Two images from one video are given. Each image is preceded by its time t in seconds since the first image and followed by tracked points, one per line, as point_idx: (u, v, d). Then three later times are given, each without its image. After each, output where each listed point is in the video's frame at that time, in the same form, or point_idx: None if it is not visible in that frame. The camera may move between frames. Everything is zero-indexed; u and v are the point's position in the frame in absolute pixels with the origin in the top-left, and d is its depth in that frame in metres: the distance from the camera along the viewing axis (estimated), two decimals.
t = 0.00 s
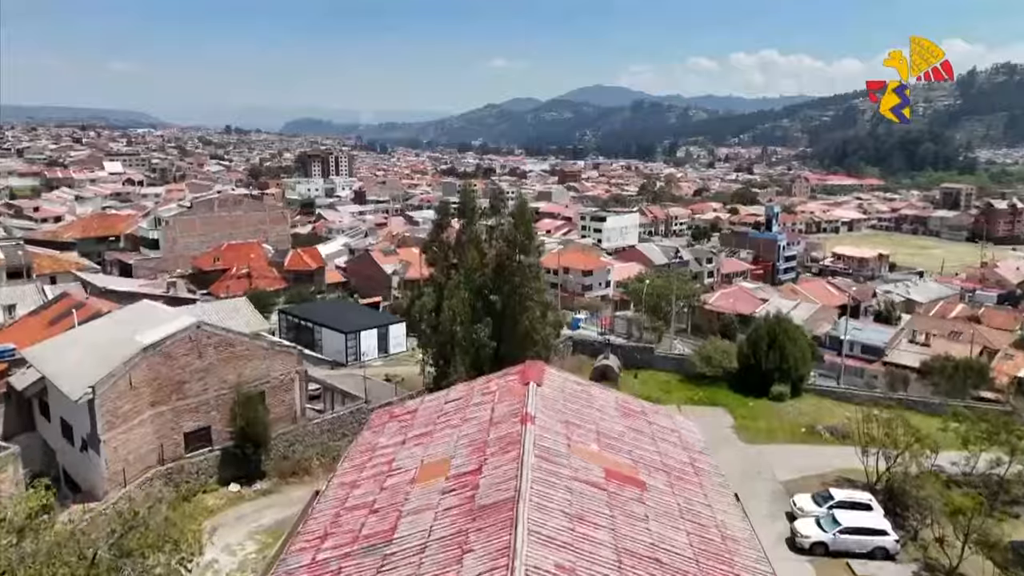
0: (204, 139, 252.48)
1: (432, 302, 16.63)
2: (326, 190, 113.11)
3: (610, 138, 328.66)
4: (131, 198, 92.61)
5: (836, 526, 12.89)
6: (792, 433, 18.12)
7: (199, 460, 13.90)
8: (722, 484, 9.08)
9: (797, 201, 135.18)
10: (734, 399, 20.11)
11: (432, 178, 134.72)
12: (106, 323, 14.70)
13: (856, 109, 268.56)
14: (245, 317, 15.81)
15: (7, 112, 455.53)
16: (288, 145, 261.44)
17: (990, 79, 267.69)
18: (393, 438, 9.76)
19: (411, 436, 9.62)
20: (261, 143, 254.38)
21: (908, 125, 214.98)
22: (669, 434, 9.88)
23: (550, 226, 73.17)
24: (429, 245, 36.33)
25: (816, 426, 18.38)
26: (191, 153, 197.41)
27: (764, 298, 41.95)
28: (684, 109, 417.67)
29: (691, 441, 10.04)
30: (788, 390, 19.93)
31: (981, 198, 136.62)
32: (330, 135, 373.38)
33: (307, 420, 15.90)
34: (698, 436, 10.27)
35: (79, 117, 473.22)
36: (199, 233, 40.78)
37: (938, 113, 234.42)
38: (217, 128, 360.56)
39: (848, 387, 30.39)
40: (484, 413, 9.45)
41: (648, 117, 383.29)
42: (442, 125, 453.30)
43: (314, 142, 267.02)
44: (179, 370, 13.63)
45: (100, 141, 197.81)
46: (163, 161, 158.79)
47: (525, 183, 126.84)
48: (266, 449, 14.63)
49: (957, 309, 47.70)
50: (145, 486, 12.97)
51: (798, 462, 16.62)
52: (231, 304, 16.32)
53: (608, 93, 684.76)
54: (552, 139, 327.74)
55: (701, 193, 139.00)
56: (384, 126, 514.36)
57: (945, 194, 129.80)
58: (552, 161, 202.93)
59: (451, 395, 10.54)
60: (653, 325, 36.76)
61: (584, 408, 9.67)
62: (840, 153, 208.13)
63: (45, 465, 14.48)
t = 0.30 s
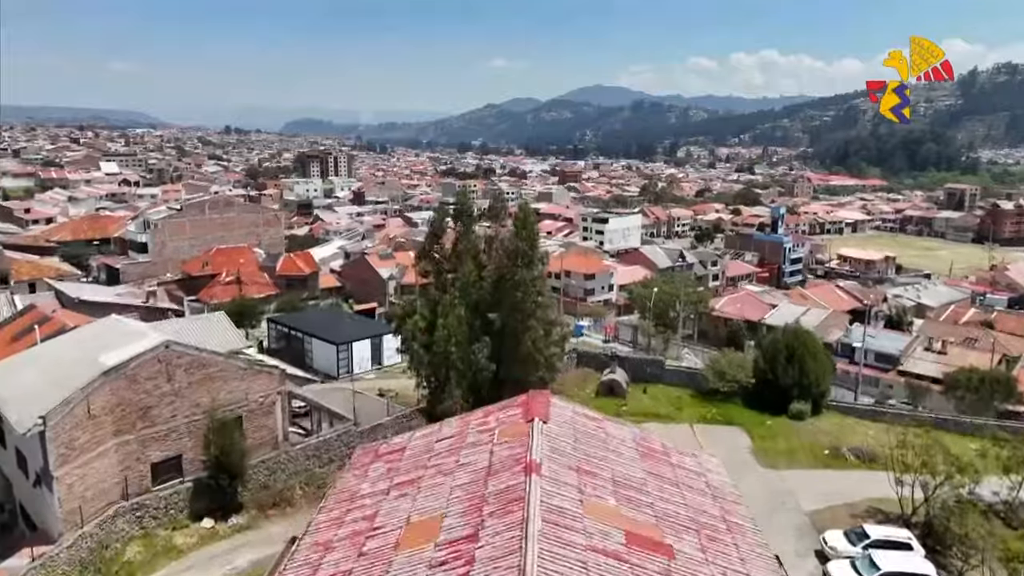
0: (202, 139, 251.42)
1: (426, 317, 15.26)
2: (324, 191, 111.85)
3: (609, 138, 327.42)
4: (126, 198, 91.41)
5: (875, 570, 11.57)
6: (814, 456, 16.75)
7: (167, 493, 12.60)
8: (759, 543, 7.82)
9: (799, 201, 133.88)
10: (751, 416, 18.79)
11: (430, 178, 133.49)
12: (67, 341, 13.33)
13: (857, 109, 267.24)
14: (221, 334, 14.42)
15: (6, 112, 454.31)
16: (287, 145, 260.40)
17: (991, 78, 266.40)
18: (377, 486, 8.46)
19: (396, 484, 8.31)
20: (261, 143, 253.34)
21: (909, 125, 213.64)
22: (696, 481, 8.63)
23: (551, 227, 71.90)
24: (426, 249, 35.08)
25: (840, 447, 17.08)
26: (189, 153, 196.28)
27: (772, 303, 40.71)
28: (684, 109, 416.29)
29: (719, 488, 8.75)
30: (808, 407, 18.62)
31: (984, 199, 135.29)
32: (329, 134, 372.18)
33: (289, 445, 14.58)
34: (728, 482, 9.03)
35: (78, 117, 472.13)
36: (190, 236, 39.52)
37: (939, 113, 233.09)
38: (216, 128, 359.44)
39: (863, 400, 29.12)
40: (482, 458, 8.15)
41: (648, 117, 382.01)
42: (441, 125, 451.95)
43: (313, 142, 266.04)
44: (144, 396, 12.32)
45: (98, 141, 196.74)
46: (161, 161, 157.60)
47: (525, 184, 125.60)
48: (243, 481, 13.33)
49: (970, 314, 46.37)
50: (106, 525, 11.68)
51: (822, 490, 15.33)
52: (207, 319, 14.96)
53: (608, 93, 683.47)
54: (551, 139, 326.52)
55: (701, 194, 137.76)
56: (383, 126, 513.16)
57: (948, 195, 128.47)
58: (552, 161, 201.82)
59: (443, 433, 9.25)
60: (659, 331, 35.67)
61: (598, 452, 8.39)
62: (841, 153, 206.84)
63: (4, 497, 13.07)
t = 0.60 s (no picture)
0: (201, 138, 250.56)
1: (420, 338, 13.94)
2: (322, 191, 110.58)
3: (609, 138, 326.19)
4: (121, 198, 90.23)
5: None
6: (841, 483, 15.49)
7: (129, 534, 11.34)
8: None
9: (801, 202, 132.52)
10: (768, 437, 17.51)
11: (429, 178, 132.26)
12: (22, 360, 11.99)
13: (858, 108, 265.94)
14: (196, 352, 13.09)
15: (5, 112, 453.14)
16: (286, 145, 259.40)
17: (992, 78, 264.92)
18: (354, 549, 7.19)
19: (375, 550, 7.01)
20: (260, 143, 252.35)
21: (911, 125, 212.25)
22: (730, 542, 7.35)
23: (552, 228, 70.62)
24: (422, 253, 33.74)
25: (867, 472, 15.82)
26: (187, 153, 195.14)
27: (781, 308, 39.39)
28: (684, 109, 414.98)
29: (758, 550, 7.44)
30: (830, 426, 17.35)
31: (988, 199, 133.84)
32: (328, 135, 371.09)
33: (269, 475, 13.28)
34: (767, 540, 7.73)
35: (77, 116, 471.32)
36: (179, 238, 38.23)
37: (941, 112, 231.67)
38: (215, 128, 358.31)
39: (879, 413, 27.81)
40: (479, 518, 6.87)
41: (648, 117, 380.70)
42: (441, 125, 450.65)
43: (312, 142, 265.15)
44: (103, 426, 11.04)
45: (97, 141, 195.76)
46: (158, 161, 156.43)
47: (524, 184, 124.35)
48: (216, 517, 12.05)
49: (984, 318, 45.04)
50: (58, 572, 10.45)
51: (851, 521, 14.05)
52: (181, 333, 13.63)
53: (608, 93, 682.00)
54: (551, 139, 325.32)
55: (702, 194, 136.42)
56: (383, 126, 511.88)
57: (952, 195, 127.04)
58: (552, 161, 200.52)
59: (434, 483, 7.97)
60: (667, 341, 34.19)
61: (617, 510, 7.09)
62: (842, 153, 205.52)
63: None
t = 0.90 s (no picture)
0: (200, 138, 249.26)
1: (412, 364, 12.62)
2: (320, 192, 109.34)
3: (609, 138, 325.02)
4: (116, 199, 88.96)
5: None
6: (871, 514, 14.21)
7: None
8: None
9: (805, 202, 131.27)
10: (788, 460, 16.26)
11: (428, 179, 131.04)
12: None
13: (859, 108, 264.48)
14: (161, 374, 11.80)
15: (5, 113, 452.52)
16: (285, 145, 258.13)
17: (994, 77, 263.75)
18: None
19: None
20: (260, 143, 251.29)
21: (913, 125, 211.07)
22: None
23: (553, 230, 69.35)
24: (419, 256, 32.48)
25: (899, 502, 14.53)
26: (186, 153, 193.90)
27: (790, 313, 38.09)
28: (684, 109, 413.71)
29: None
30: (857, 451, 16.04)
31: (993, 199, 132.61)
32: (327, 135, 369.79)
33: (243, 512, 12.04)
34: None
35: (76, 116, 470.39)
36: (168, 242, 37.02)
37: (942, 112, 230.52)
38: (214, 128, 357.29)
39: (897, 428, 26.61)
40: None
41: (648, 117, 379.68)
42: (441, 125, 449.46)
43: (312, 142, 264.20)
44: (52, 465, 9.75)
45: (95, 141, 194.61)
46: (155, 162, 155.26)
47: (525, 184, 123.12)
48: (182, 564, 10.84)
49: (998, 323, 43.65)
50: None
51: (888, 560, 12.74)
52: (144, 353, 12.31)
53: (608, 93, 680.98)
54: (551, 139, 324.08)
55: (704, 194, 135.22)
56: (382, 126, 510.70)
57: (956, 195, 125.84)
58: (553, 161, 199.66)
59: (421, 550, 6.69)
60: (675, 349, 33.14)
61: None
62: (844, 153, 204.17)
63: None
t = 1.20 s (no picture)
0: (199, 138, 248.51)
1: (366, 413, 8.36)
2: (319, 192, 108.18)
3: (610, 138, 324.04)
4: (111, 200, 87.85)
5: None
6: (908, 553, 12.93)
7: None
8: None
9: (808, 203, 129.95)
10: (815, 490, 14.93)
11: (428, 179, 129.89)
12: None
13: (860, 108, 263.27)
14: (116, 408, 10.57)
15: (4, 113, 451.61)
16: (285, 144, 257.42)
17: (995, 78, 262.54)
18: None
19: None
20: (260, 143, 250.56)
21: (915, 125, 209.75)
22: None
23: (555, 232, 68.09)
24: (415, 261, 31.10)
25: (937, 538, 13.32)
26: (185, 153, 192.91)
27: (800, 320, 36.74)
28: (685, 109, 412.47)
29: None
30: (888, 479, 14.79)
31: (997, 200, 131.23)
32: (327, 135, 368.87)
33: (213, 558, 10.73)
34: None
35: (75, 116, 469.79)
36: (156, 245, 35.77)
37: (944, 112, 229.25)
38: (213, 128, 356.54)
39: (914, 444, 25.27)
40: None
41: (649, 116, 378.52)
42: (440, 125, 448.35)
43: (313, 142, 263.37)
44: None
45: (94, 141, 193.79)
46: (154, 162, 154.30)
47: (525, 185, 121.97)
48: None
49: (1012, 329, 42.25)
50: None
51: None
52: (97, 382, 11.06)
53: (608, 93, 679.76)
54: (551, 139, 323.11)
55: (706, 195, 133.94)
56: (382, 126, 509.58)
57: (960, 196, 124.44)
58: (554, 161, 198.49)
59: None
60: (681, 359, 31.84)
61: None
62: (845, 153, 202.96)
63: None
